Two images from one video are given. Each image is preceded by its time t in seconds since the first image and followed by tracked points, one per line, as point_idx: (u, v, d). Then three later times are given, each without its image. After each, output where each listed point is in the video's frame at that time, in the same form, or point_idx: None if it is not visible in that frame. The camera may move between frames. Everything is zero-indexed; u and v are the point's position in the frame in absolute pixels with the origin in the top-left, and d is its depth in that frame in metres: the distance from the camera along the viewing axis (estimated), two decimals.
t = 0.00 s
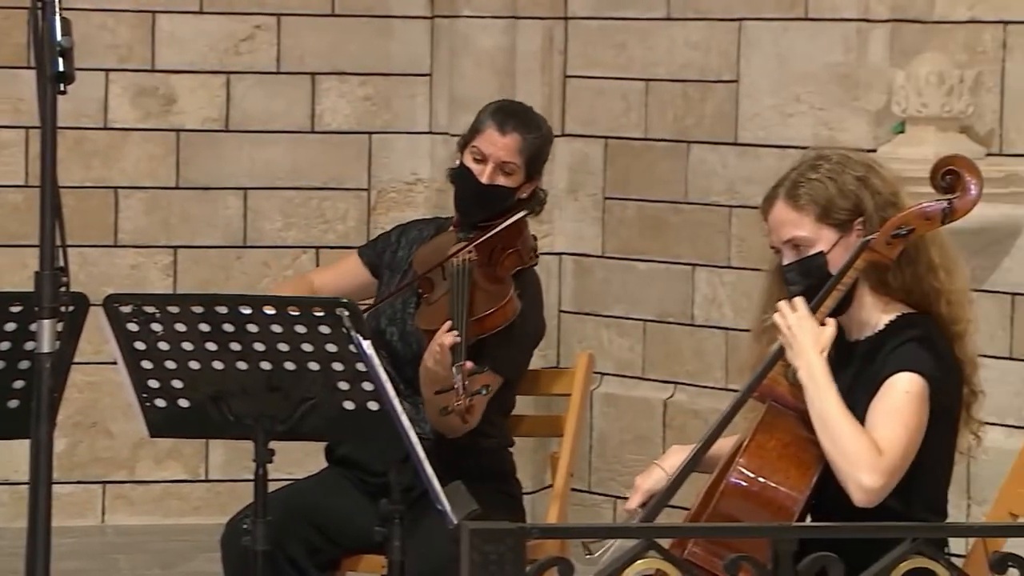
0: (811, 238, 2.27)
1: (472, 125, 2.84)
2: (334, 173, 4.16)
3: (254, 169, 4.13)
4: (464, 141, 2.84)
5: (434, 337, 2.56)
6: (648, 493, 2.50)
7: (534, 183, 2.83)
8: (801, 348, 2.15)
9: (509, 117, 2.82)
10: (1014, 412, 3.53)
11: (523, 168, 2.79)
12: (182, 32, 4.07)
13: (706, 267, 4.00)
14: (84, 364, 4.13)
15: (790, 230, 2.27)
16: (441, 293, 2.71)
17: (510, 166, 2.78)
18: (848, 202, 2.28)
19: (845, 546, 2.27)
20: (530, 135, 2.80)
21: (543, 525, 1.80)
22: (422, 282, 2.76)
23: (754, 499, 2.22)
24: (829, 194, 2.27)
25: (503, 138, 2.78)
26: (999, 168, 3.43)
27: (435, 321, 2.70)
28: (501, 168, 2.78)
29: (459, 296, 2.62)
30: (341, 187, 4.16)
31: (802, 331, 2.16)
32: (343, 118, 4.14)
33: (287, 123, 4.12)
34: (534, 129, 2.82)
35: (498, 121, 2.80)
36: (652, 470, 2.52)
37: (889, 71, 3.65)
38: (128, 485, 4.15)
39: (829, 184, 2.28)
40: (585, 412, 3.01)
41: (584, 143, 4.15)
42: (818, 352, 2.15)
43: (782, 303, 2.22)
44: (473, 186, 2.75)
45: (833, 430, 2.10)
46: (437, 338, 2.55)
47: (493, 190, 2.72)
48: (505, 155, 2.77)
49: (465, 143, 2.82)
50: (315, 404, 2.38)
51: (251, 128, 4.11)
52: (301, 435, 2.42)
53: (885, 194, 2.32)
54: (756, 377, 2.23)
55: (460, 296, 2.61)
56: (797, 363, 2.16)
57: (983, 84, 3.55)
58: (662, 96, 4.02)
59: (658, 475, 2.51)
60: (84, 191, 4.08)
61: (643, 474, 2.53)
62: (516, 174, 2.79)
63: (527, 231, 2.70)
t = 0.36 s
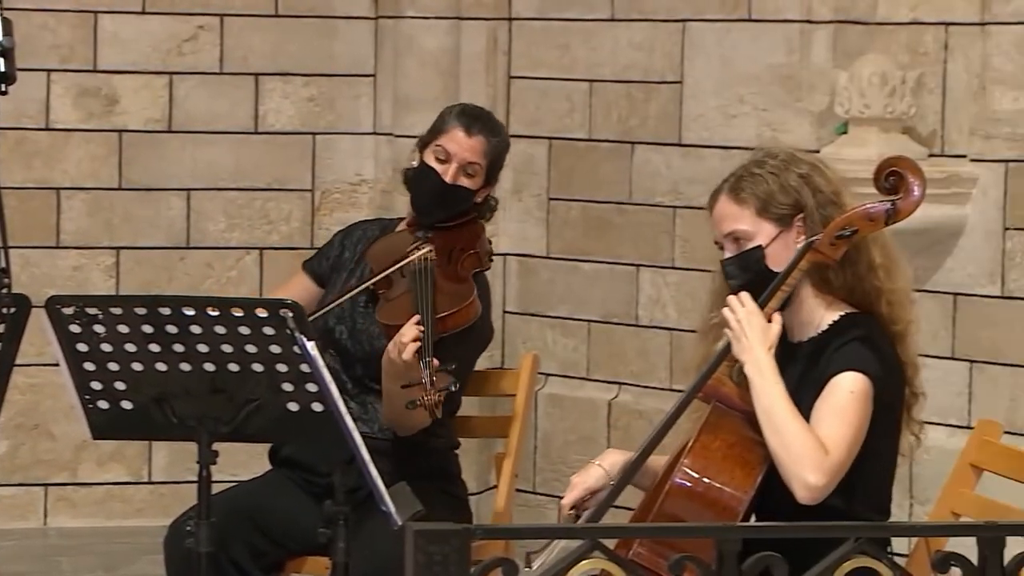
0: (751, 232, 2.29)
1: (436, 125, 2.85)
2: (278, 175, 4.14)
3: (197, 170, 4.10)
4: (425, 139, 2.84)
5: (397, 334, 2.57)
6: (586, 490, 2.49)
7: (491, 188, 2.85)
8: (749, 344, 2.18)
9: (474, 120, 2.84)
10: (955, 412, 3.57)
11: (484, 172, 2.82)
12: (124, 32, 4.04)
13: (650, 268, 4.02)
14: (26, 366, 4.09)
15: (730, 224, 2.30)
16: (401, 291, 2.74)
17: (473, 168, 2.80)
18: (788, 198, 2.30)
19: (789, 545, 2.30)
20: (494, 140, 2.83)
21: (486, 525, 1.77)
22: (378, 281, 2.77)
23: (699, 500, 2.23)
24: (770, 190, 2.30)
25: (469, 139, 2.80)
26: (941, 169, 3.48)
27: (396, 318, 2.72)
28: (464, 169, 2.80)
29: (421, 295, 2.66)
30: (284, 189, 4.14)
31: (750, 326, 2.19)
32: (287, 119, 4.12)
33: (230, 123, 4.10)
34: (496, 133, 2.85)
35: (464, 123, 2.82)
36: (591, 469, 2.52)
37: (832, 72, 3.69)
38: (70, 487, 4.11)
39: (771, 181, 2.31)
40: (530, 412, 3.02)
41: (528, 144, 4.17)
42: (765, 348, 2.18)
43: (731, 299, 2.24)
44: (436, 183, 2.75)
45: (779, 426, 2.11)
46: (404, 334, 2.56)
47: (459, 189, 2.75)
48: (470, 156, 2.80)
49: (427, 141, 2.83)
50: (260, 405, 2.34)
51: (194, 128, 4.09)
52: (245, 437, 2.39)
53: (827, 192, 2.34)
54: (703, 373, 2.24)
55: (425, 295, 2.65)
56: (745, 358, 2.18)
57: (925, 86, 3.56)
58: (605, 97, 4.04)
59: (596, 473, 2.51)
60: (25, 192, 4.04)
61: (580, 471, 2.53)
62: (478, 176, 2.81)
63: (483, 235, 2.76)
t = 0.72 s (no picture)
0: (727, 214, 2.32)
1: (400, 115, 2.92)
2: (242, 175, 4.12)
3: (161, 171, 4.08)
4: (390, 128, 2.91)
5: (399, 300, 2.60)
6: (553, 499, 2.50)
7: (452, 177, 2.94)
8: (716, 345, 2.20)
9: (438, 110, 2.92)
10: (920, 412, 3.60)
11: (449, 161, 2.90)
12: (87, 32, 4.01)
13: (615, 268, 4.02)
14: None
15: (710, 203, 2.33)
16: (386, 265, 2.76)
17: (440, 157, 2.88)
18: (769, 190, 2.32)
19: (755, 545, 2.31)
20: (457, 130, 2.92)
21: (453, 526, 1.75)
22: (357, 261, 2.80)
23: (665, 500, 2.24)
24: (753, 179, 2.32)
25: (435, 128, 2.88)
26: (904, 169, 3.50)
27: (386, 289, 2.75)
28: (431, 157, 2.88)
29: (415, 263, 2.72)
30: (250, 189, 4.13)
31: (717, 327, 2.21)
32: (251, 119, 4.11)
33: (194, 123, 4.08)
34: (458, 122, 2.94)
35: (430, 112, 2.90)
36: (559, 478, 2.52)
37: (796, 73, 3.71)
38: (35, 489, 4.08)
39: (757, 172, 2.33)
40: (495, 414, 3.02)
41: (493, 145, 4.17)
42: (732, 349, 2.20)
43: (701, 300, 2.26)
44: (405, 171, 2.83)
45: (745, 426, 2.13)
46: (406, 297, 2.60)
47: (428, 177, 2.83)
48: (437, 145, 2.88)
49: (392, 130, 2.90)
50: (225, 406, 2.33)
51: (158, 128, 4.07)
52: (210, 439, 2.38)
53: (810, 195, 2.33)
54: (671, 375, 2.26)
55: (416, 266, 2.72)
56: (712, 359, 2.20)
57: (888, 87, 3.59)
58: (570, 98, 4.05)
59: (564, 482, 2.51)
60: None
61: (548, 481, 2.53)
62: (443, 165, 2.89)
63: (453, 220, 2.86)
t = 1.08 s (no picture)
0: (710, 214, 2.33)
1: (368, 110, 2.92)
2: (223, 176, 4.11)
3: (141, 171, 4.07)
4: (359, 124, 2.91)
5: (409, 287, 2.64)
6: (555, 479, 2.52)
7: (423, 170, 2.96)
8: (691, 350, 2.21)
9: (405, 103, 2.92)
10: (900, 412, 3.61)
11: (421, 155, 2.92)
12: (66, 32, 3.99)
13: (596, 268, 4.03)
14: None
15: (694, 203, 2.34)
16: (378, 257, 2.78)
17: (412, 152, 2.90)
18: (751, 190, 2.32)
19: (736, 545, 2.32)
20: (427, 123, 2.93)
21: (435, 527, 1.74)
22: (346, 259, 2.83)
23: (645, 499, 2.24)
24: (735, 179, 2.33)
25: (406, 123, 2.89)
26: (883, 170, 3.50)
27: (382, 277, 2.74)
28: (404, 152, 2.89)
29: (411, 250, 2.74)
30: (230, 189, 4.12)
31: (691, 333, 2.22)
32: (231, 119, 4.10)
33: (174, 124, 4.07)
34: (426, 114, 2.95)
35: (400, 107, 2.90)
36: (562, 459, 2.55)
37: (775, 73, 3.71)
38: (15, 490, 4.07)
39: (739, 172, 2.34)
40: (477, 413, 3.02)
41: (474, 145, 4.17)
42: (707, 352, 2.21)
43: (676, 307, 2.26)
44: (380, 168, 2.84)
45: (725, 429, 2.13)
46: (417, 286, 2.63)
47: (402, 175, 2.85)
48: (409, 140, 2.89)
49: (363, 127, 2.89)
50: (205, 406, 2.32)
51: (138, 128, 4.05)
52: (191, 441, 2.37)
53: (792, 195, 2.33)
54: (652, 374, 2.26)
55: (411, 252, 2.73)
56: (688, 365, 2.20)
57: (867, 87, 3.60)
58: (551, 98, 4.05)
59: (567, 462, 2.54)
60: None
61: (552, 461, 2.55)
62: (415, 159, 2.91)
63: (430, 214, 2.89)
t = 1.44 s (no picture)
0: (715, 215, 2.33)
1: (353, 111, 2.93)
2: (226, 176, 4.11)
3: (144, 171, 4.07)
4: (346, 126, 2.92)
5: (438, 300, 2.65)
6: (550, 485, 2.51)
7: (417, 162, 2.95)
8: (697, 344, 2.20)
9: (389, 98, 2.93)
10: (903, 412, 3.61)
11: (411, 146, 2.92)
12: (69, 32, 4.00)
13: (599, 268, 4.02)
14: None
15: (699, 204, 2.34)
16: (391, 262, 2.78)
17: (400, 143, 2.90)
18: (756, 191, 2.32)
19: (739, 545, 2.32)
20: (413, 114, 2.93)
21: (438, 527, 1.74)
22: (353, 262, 2.81)
23: (648, 500, 2.24)
24: (740, 179, 2.33)
25: (391, 116, 2.89)
26: (886, 170, 3.50)
27: (398, 287, 2.74)
28: (392, 145, 2.89)
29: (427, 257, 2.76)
30: (232, 190, 4.12)
31: (698, 328, 2.21)
32: (234, 120, 4.10)
33: (177, 124, 4.07)
34: (411, 106, 2.95)
35: (381, 102, 2.91)
36: (557, 465, 2.53)
37: (778, 74, 3.71)
38: (18, 489, 4.07)
39: (743, 172, 2.34)
40: (480, 413, 3.02)
41: (477, 145, 4.18)
42: (713, 349, 2.21)
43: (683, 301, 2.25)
44: (367, 164, 2.85)
45: (729, 427, 2.13)
46: (445, 299, 2.65)
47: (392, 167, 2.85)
48: (395, 133, 2.89)
49: (349, 127, 2.91)
50: (209, 406, 2.32)
51: (141, 129, 4.05)
52: (193, 441, 2.37)
53: (797, 196, 2.32)
54: (654, 374, 2.25)
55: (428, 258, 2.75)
56: (694, 360, 2.20)
57: (870, 87, 3.61)
58: (554, 98, 4.05)
59: (562, 469, 2.52)
60: None
61: (545, 467, 2.54)
62: (405, 151, 2.91)
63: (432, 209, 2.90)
